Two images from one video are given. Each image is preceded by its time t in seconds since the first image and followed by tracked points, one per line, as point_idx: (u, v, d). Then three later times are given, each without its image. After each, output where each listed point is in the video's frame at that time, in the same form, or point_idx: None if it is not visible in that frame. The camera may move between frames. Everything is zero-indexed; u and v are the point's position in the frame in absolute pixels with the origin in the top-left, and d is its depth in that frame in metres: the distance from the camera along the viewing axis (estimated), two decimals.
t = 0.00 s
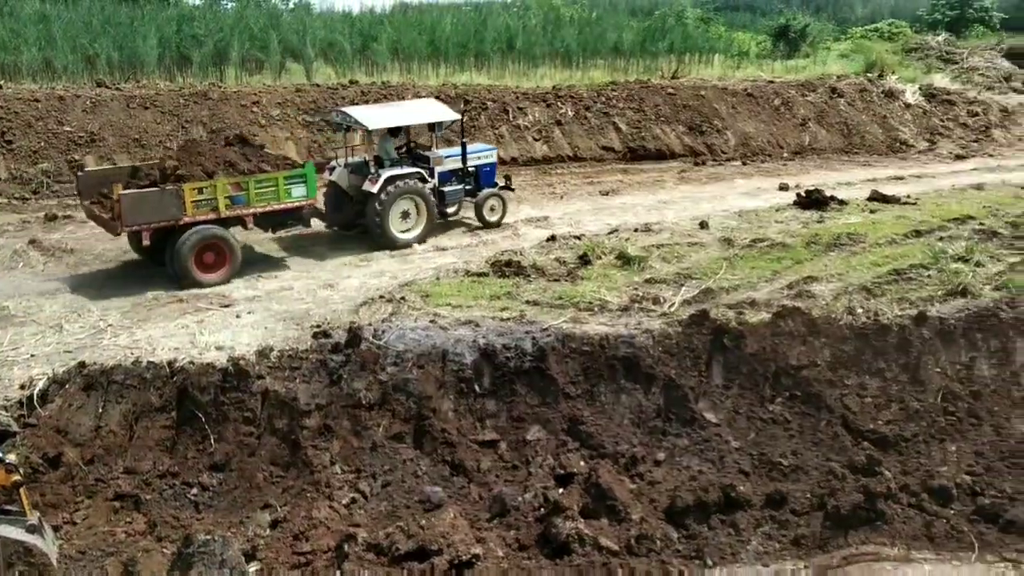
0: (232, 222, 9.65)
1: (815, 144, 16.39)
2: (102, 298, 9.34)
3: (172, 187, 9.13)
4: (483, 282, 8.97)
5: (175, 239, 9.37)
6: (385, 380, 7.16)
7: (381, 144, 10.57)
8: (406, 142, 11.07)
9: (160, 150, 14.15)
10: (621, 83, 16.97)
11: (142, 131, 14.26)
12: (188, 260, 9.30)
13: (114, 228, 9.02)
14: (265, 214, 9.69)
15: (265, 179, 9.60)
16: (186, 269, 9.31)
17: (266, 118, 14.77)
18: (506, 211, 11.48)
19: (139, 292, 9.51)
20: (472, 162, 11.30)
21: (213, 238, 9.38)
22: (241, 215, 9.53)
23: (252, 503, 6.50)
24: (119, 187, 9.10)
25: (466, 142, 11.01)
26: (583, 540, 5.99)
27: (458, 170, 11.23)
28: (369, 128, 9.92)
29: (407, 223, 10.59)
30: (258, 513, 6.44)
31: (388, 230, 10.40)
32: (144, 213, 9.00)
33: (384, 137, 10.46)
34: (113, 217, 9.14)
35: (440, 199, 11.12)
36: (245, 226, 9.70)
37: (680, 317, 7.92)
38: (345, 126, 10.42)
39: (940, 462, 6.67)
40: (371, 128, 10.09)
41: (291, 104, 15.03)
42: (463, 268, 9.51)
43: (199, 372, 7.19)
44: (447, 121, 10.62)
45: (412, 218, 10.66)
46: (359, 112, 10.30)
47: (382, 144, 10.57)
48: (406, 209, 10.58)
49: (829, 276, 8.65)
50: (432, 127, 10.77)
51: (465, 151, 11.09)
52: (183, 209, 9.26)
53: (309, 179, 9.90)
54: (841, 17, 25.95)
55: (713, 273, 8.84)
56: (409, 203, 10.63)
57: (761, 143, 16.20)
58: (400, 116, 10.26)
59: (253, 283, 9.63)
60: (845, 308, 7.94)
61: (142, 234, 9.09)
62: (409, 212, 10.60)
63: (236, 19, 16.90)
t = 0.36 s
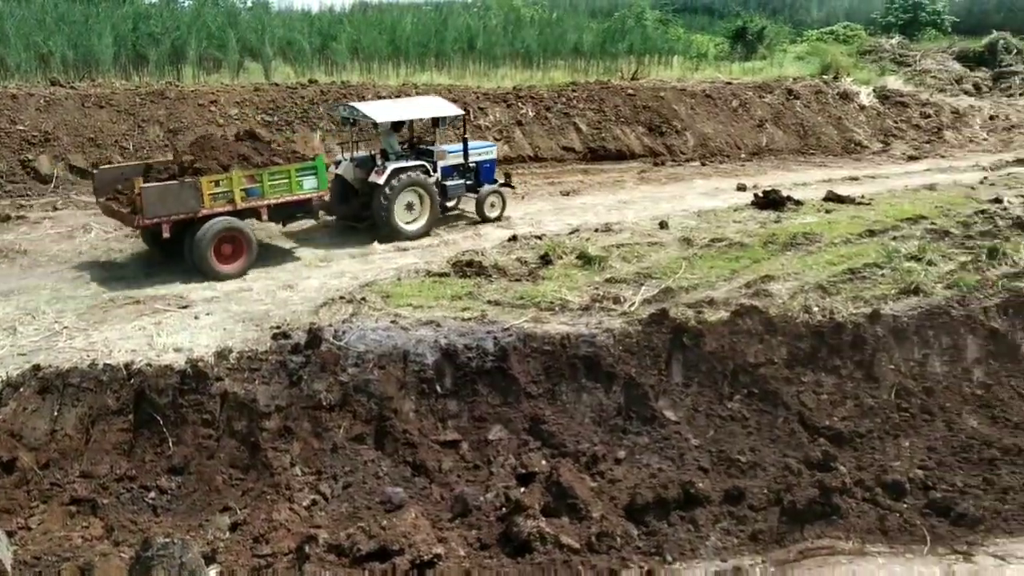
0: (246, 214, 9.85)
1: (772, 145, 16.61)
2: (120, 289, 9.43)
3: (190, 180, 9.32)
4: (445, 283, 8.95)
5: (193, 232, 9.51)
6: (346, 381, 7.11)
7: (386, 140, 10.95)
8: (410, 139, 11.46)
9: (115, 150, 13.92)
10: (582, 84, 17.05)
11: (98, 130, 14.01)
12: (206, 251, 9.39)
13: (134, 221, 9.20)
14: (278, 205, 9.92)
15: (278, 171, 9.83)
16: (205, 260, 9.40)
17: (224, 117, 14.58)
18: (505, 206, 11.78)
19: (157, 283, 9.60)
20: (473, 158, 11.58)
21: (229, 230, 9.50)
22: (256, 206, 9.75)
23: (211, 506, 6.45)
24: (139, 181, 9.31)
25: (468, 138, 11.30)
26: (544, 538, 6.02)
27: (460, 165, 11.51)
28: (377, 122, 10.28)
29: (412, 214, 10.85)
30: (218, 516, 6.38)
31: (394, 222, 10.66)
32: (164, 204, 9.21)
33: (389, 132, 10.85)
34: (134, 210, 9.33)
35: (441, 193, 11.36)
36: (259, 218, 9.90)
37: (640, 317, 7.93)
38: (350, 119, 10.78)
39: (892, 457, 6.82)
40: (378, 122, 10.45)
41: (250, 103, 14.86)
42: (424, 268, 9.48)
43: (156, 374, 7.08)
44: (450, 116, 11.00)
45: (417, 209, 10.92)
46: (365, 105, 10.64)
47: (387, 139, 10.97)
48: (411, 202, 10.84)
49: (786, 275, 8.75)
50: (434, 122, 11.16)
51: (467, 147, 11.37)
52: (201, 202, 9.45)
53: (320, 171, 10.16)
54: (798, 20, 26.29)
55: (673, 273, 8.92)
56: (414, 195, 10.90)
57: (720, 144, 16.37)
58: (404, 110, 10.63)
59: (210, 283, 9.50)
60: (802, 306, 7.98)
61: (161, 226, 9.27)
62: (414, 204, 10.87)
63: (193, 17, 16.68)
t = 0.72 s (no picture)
0: (268, 206, 10.03)
1: (741, 146, 16.75)
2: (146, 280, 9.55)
3: (219, 174, 9.46)
4: (415, 283, 8.92)
5: (220, 225, 9.66)
6: (317, 381, 7.07)
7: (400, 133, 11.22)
8: (422, 133, 11.70)
9: (82, 149, 13.72)
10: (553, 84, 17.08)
11: (64, 129, 13.81)
12: (234, 243, 9.56)
13: (163, 213, 9.28)
14: (300, 198, 10.13)
15: (299, 165, 10.04)
16: (233, 252, 9.57)
17: (194, 116, 14.42)
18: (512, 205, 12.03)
19: (184, 274, 9.74)
20: (483, 156, 11.79)
21: (255, 222, 9.67)
22: (279, 199, 9.93)
23: (180, 508, 6.41)
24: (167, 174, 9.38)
25: (478, 136, 11.50)
26: (516, 536, 6.03)
27: (470, 162, 11.73)
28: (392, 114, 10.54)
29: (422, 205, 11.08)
30: (187, 518, 6.34)
31: (404, 213, 10.88)
32: (193, 199, 9.32)
33: (401, 126, 11.13)
34: (163, 204, 9.37)
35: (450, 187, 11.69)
36: (281, 210, 10.10)
37: (611, 316, 7.94)
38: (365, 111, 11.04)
39: (859, 454, 6.92)
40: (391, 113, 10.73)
41: (219, 102, 14.71)
42: (395, 268, 9.45)
43: (124, 374, 7.01)
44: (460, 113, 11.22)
45: (428, 201, 11.15)
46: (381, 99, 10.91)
47: (400, 132, 11.21)
48: (422, 193, 11.09)
49: (755, 275, 8.81)
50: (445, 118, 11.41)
51: (476, 145, 11.59)
52: (228, 195, 9.58)
53: (338, 164, 10.42)
54: (766, 23, 26.56)
55: (643, 273, 8.96)
56: (425, 187, 11.14)
57: (689, 145, 16.47)
58: (418, 105, 10.89)
59: (180, 284, 9.39)
60: (770, 305, 8.04)
61: (190, 219, 9.39)
62: (425, 195, 11.11)
63: (161, 16, 16.49)
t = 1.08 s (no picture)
0: (285, 199, 10.39)
1: (702, 150, 17.01)
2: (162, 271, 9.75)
3: (242, 166, 9.81)
4: (381, 283, 8.97)
5: (239, 214, 9.95)
6: (284, 381, 7.11)
7: (410, 132, 11.55)
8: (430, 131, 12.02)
9: (44, 148, 13.55)
10: (517, 87, 17.21)
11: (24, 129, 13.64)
12: (253, 233, 9.86)
13: (187, 202, 9.58)
14: (316, 191, 10.52)
15: (316, 159, 10.44)
16: (252, 241, 9.88)
17: (157, 117, 14.33)
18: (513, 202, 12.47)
19: (202, 263, 9.98)
20: (486, 154, 12.24)
21: (273, 212, 10.00)
22: (296, 191, 10.31)
23: (147, 507, 6.42)
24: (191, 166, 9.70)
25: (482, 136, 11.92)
26: (482, 532, 6.12)
27: (473, 161, 12.18)
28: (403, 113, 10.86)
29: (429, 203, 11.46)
30: (154, 517, 6.35)
31: (412, 211, 11.25)
32: (217, 190, 9.62)
33: (411, 125, 11.44)
34: (186, 193, 9.71)
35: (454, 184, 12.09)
36: (296, 203, 10.47)
37: (575, 316, 8.07)
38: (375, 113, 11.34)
39: (816, 449, 7.11)
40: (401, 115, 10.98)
41: (182, 103, 14.62)
42: (361, 268, 9.50)
43: (90, 374, 7.01)
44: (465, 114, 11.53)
45: (435, 199, 11.53)
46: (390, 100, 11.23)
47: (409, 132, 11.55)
48: (429, 191, 11.47)
49: (715, 276, 8.99)
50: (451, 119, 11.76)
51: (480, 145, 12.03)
52: (248, 186, 9.92)
53: (352, 160, 10.83)
54: (727, 29, 26.97)
55: (607, 273, 9.11)
56: (432, 185, 11.51)
57: (651, 148, 16.69)
58: (426, 105, 11.22)
59: (145, 284, 9.33)
60: (730, 305, 8.21)
61: (211, 209, 9.69)
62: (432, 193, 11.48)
63: (124, 16, 16.34)
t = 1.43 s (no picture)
0: (280, 188, 10.61)
1: (654, 148, 17.10)
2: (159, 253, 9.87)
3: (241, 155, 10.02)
4: (329, 280, 8.81)
5: (236, 203, 10.13)
6: (229, 379, 6.95)
7: (400, 126, 11.86)
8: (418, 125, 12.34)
9: None
10: (470, 83, 17.11)
11: None
12: (250, 221, 10.03)
13: (187, 189, 9.80)
14: (310, 181, 10.77)
15: (311, 150, 10.69)
16: (249, 229, 10.04)
17: (100, 109, 13.96)
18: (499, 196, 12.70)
19: (198, 248, 10.12)
20: (474, 149, 12.51)
21: (271, 202, 10.19)
22: (291, 181, 10.54)
23: (87, 509, 6.25)
24: (191, 153, 9.92)
25: (469, 130, 12.20)
26: (431, 531, 6.05)
27: (461, 154, 12.45)
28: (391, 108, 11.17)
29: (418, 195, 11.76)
30: (94, 519, 6.17)
31: (401, 203, 11.54)
32: (215, 178, 9.84)
33: (400, 119, 11.76)
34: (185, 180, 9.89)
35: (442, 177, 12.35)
36: (292, 192, 10.70)
37: (526, 313, 8.00)
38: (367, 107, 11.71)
39: (764, 446, 7.16)
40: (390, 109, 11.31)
41: (127, 95, 14.26)
42: (310, 265, 9.35)
43: (27, 373, 6.80)
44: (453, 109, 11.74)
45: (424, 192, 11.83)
46: (381, 95, 11.58)
47: (399, 126, 11.88)
48: (418, 184, 11.77)
49: (666, 274, 8.99)
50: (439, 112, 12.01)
51: (467, 139, 12.30)
52: (246, 175, 10.13)
53: (345, 152, 11.10)
54: (679, 29, 27.13)
55: (559, 271, 9.08)
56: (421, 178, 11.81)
57: (604, 146, 16.71)
58: (415, 99, 11.51)
59: (86, 281, 9.05)
60: (680, 303, 8.21)
61: (210, 196, 9.89)
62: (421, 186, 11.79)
63: (66, 6, 15.88)
